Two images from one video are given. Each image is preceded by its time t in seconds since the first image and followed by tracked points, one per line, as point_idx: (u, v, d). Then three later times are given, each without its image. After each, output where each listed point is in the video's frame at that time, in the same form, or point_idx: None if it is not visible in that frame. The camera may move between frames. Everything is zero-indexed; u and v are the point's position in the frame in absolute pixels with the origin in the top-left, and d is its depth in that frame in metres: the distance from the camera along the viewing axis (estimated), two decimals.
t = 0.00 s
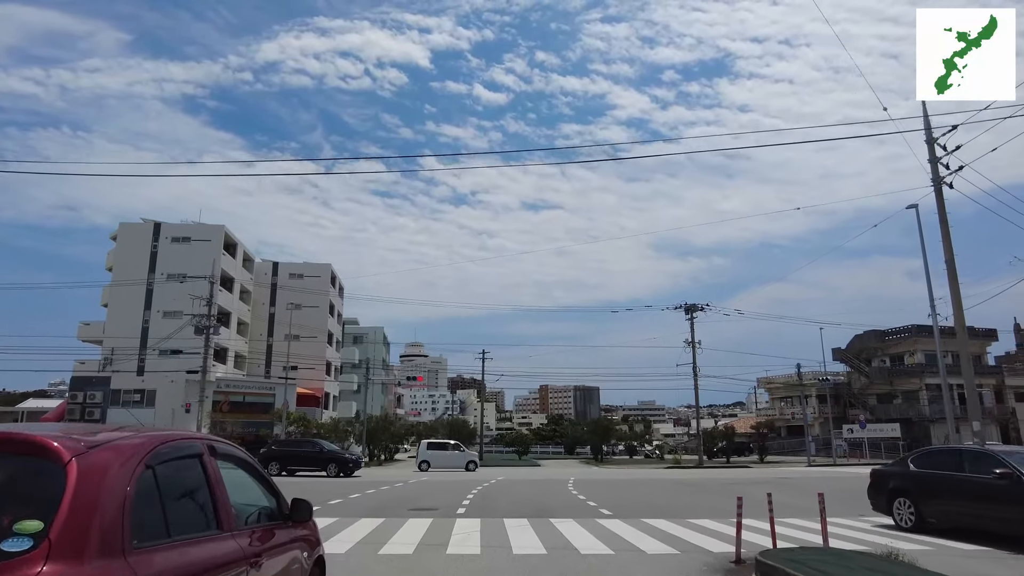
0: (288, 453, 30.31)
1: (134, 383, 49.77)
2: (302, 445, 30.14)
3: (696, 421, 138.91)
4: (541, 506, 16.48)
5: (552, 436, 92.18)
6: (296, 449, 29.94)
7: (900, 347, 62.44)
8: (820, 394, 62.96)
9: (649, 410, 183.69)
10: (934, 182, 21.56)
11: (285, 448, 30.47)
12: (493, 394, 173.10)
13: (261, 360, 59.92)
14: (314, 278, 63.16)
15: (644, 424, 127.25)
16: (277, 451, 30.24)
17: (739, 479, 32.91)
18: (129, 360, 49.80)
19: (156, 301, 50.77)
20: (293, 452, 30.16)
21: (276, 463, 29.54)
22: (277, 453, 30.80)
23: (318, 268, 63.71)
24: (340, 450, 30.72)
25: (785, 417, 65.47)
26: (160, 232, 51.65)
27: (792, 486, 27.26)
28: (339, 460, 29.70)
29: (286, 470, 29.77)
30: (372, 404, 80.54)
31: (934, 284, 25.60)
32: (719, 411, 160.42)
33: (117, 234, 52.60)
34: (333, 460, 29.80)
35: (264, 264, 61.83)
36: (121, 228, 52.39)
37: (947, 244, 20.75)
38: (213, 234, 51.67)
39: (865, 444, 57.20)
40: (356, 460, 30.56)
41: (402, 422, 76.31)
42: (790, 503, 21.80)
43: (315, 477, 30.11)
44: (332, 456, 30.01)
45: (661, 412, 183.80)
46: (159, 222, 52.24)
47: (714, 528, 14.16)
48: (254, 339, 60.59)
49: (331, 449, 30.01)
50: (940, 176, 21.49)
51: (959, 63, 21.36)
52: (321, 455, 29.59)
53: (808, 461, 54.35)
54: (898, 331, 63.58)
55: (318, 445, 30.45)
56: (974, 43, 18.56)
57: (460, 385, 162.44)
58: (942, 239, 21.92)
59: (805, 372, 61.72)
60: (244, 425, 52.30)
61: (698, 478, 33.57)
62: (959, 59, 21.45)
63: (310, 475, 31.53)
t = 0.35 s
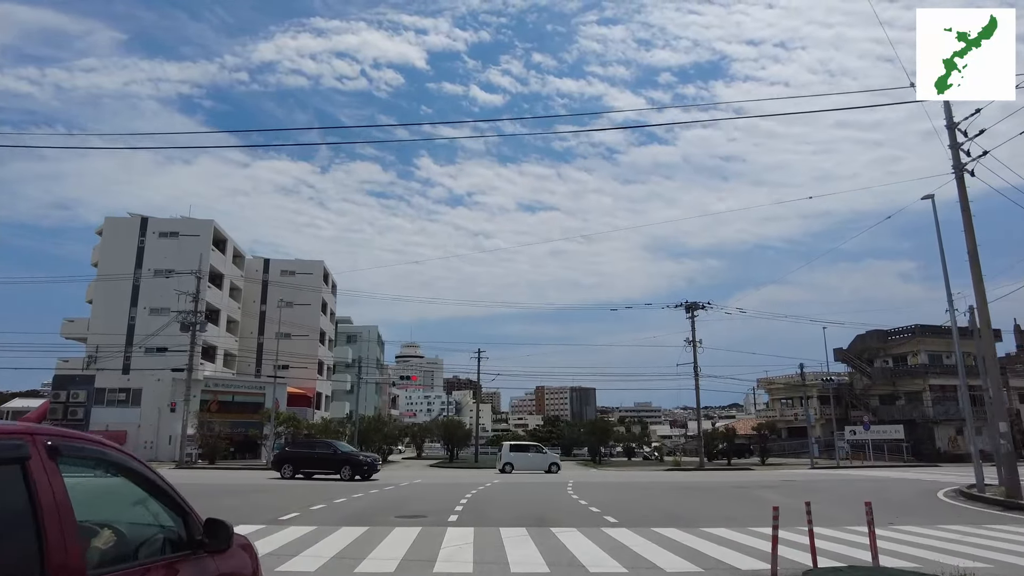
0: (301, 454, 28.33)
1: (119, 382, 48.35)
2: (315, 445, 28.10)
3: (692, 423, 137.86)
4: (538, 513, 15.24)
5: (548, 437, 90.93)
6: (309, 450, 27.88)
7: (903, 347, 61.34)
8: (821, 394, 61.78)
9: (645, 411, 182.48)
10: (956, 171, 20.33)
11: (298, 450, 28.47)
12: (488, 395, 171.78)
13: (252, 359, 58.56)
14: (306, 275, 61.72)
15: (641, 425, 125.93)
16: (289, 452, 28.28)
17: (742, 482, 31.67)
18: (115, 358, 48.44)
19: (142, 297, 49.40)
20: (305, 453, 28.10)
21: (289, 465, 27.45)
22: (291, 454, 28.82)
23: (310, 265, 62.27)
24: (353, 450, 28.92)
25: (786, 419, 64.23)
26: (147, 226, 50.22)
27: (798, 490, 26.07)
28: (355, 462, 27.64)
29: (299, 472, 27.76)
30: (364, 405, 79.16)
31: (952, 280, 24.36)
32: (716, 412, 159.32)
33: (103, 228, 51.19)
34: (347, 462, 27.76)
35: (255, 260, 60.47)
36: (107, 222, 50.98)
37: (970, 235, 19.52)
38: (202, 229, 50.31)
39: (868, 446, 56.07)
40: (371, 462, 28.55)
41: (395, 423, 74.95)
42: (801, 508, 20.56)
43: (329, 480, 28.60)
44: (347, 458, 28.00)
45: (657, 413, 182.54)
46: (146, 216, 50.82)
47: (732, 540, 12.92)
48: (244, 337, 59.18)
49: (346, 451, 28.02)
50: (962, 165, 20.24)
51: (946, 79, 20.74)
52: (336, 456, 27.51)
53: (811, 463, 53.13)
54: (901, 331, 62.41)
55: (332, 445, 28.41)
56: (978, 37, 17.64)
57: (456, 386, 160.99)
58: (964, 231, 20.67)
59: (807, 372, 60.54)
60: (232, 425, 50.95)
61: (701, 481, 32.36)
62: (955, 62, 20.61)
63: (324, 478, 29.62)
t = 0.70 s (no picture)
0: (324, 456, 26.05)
1: (111, 381, 47.18)
2: (337, 447, 25.81)
3: (693, 424, 136.81)
4: (541, 521, 14.09)
5: (549, 439, 89.80)
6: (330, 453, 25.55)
7: (911, 348, 60.18)
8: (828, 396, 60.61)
9: (646, 413, 181.21)
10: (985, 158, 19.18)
11: (320, 451, 26.24)
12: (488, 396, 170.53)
13: (247, 358, 57.52)
14: (303, 273, 60.61)
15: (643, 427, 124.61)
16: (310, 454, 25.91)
17: (751, 485, 30.62)
18: (107, 356, 47.32)
19: (135, 294, 48.33)
20: (326, 456, 25.89)
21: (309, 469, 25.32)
22: (314, 457, 26.49)
23: (308, 262, 61.16)
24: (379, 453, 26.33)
25: (792, 421, 63.09)
26: (141, 222, 49.13)
27: (812, 493, 24.98)
28: (378, 466, 25.16)
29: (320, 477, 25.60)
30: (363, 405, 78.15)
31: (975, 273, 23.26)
32: (718, 414, 158.01)
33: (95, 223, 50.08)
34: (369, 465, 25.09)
35: (252, 257, 59.41)
36: (99, 217, 49.87)
37: (1000, 226, 18.41)
38: (196, 225, 49.22)
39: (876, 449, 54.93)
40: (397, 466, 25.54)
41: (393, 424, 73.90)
42: (819, 513, 19.45)
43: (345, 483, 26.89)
44: (370, 461, 25.51)
45: (658, 415, 181.23)
46: (139, 212, 49.74)
47: (755, 552, 11.82)
48: (240, 335, 58.10)
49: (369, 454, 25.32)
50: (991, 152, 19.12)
51: (951, 72, 19.60)
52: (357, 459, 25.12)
53: (818, 466, 52.03)
54: (910, 332, 61.24)
55: (355, 447, 26.03)
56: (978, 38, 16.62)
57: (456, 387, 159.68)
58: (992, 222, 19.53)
59: (814, 373, 59.34)
60: (227, 426, 49.81)
61: (709, 484, 31.25)
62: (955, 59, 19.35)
63: (350, 482, 27.26)
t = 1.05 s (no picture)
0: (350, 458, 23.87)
1: (102, 380, 46.08)
2: (364, 448, 23.30)
3: (694, 425, 135.79)
4: (545, 529, 13.03)
5: (549, 439, 88.67)
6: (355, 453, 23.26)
7: (917, 347, 59.12)
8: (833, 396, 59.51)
9: (646, 414, 180.12)
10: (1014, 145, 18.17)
11: (347, 453, 23.81)
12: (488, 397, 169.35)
13: (243, 356, 56.44)
14: (299, 271, 59.57)
15: (644, 428, 123.48)
16: (335, 457, 23.74)
17: (761, 487, 29.50)
18: (97, 354, 46.22)
19: (126, 291, 47.25)
20: (351, 457, 23.60)
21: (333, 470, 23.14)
22: (343, 458, 23.97)
23: (304, 260, 60.16)
24: (408, 455, 23.24)
25: (797, 421, 62.00)
26: (133, 217, 48.06)
27: (826, 495, 23.91)
28: (407, 468, 22.63)
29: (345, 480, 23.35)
30: (361, 405, 77.11)
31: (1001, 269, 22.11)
32: (718, 414, 156.90)
33: (86, 219, 49.00)
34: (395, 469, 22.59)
35: (247, 255, 58.38)
36: (91, 213, 48.79)
37: None
38: (191, 221, 48.20)
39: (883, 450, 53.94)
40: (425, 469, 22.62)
41: (391, 424, 72.83)
42: (838, 518, 18.39)
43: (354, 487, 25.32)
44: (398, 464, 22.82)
45: (658, 415, 180.20)
46: (132, 207, 48.65)
47: (780, 561, 10.78)
48: (235, 333, 57.01)
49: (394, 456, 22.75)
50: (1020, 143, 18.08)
51: (958, 67, 18.78)
52: (384, 461, 22.71)
53: (825, 467, 50.95)
54: (917, 330, 60.13)
55: (382, 447, 23.66)
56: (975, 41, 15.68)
57: (456, 387, 158.43)
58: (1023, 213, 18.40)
59: (820, 372, 58.20)
60: (221, 426, 48.78)
61: (716, 486, 30.16)
62: (966, 53, 18.53)
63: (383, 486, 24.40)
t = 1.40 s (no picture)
0: (381, 458, 22.18)
1: (93, 377, 45.13)
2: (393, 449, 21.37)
3: (694, 425, 134.88)
4: (551, 535, 12.07)
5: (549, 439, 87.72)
6: (385, 453, 21.51)
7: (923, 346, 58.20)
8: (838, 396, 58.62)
9: (646, 413, 179.23)
10: None
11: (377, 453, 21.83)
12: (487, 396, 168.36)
13: (238, 354, 55.47)
14: (296, 268, 58.59)
15: (644, 428, 122.55)
16: (364, 457, 21.85)
17: (769, 488, 28.60)
18: (89, 351, 45.27)
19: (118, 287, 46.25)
20: (381, 457, 21.71)
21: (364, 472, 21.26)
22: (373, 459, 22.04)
23: (301, 257, 59.19)
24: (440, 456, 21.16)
25: (801, 420, 61.10)
26: (125, 212, 47.03)
27: (838, 497, 23.03)
28: (439, 470, 20.56)
29: (374, 483, 21.50)
30: (359, 404, 76.15)
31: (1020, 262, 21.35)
32: (718, 414, 155.99)
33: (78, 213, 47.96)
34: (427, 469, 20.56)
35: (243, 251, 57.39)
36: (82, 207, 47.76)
37: None
38: (185, 215, 47.22)
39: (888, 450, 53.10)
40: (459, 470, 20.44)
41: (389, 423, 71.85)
42: (854, 521, 17.53)
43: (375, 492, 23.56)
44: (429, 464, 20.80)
45: (658, 415, 179.36)
46: (125, 201, 47.65)
47: (808, 572, 9.82)
48: (230, 330, 55.98)
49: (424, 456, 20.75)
50: None
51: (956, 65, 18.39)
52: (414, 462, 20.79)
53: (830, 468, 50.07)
54: (922, 329, 59.28)
55: (413, 448, 21.61)
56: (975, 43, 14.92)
57: (454, 386, 157.45)
58: None
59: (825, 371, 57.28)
60: (214, 424, 47.84)
61: (722, 487, 29.27)
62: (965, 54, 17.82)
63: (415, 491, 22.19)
